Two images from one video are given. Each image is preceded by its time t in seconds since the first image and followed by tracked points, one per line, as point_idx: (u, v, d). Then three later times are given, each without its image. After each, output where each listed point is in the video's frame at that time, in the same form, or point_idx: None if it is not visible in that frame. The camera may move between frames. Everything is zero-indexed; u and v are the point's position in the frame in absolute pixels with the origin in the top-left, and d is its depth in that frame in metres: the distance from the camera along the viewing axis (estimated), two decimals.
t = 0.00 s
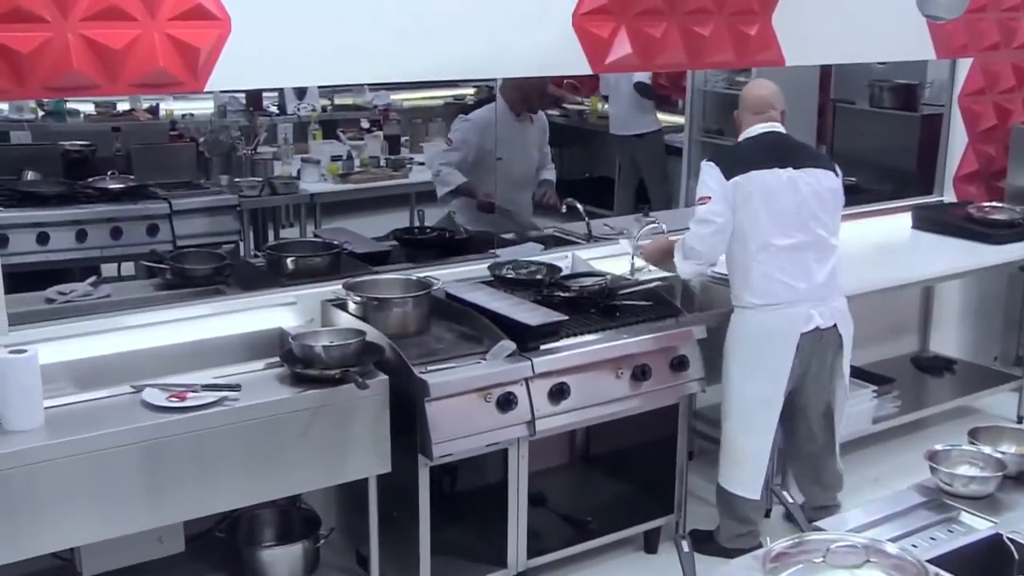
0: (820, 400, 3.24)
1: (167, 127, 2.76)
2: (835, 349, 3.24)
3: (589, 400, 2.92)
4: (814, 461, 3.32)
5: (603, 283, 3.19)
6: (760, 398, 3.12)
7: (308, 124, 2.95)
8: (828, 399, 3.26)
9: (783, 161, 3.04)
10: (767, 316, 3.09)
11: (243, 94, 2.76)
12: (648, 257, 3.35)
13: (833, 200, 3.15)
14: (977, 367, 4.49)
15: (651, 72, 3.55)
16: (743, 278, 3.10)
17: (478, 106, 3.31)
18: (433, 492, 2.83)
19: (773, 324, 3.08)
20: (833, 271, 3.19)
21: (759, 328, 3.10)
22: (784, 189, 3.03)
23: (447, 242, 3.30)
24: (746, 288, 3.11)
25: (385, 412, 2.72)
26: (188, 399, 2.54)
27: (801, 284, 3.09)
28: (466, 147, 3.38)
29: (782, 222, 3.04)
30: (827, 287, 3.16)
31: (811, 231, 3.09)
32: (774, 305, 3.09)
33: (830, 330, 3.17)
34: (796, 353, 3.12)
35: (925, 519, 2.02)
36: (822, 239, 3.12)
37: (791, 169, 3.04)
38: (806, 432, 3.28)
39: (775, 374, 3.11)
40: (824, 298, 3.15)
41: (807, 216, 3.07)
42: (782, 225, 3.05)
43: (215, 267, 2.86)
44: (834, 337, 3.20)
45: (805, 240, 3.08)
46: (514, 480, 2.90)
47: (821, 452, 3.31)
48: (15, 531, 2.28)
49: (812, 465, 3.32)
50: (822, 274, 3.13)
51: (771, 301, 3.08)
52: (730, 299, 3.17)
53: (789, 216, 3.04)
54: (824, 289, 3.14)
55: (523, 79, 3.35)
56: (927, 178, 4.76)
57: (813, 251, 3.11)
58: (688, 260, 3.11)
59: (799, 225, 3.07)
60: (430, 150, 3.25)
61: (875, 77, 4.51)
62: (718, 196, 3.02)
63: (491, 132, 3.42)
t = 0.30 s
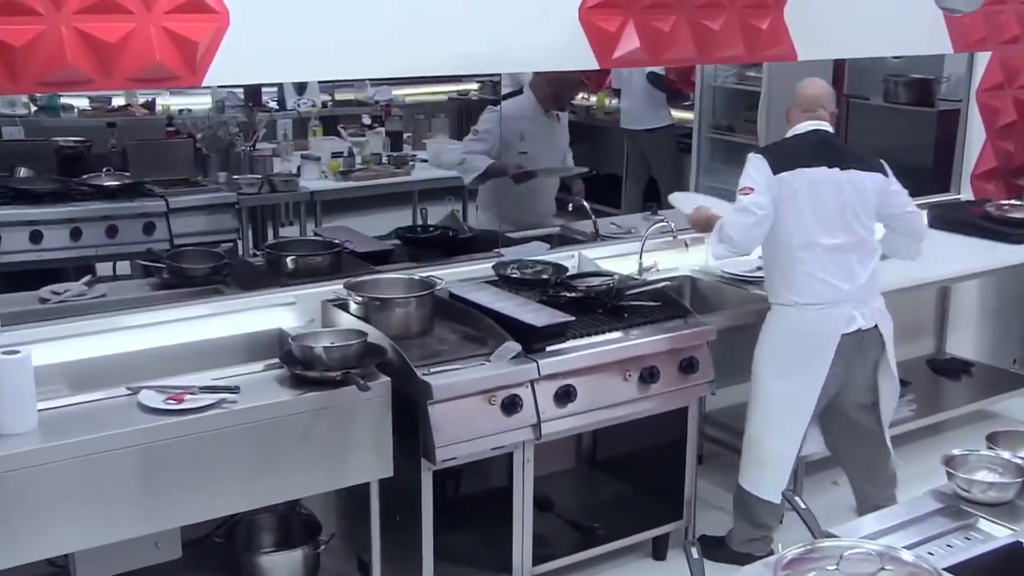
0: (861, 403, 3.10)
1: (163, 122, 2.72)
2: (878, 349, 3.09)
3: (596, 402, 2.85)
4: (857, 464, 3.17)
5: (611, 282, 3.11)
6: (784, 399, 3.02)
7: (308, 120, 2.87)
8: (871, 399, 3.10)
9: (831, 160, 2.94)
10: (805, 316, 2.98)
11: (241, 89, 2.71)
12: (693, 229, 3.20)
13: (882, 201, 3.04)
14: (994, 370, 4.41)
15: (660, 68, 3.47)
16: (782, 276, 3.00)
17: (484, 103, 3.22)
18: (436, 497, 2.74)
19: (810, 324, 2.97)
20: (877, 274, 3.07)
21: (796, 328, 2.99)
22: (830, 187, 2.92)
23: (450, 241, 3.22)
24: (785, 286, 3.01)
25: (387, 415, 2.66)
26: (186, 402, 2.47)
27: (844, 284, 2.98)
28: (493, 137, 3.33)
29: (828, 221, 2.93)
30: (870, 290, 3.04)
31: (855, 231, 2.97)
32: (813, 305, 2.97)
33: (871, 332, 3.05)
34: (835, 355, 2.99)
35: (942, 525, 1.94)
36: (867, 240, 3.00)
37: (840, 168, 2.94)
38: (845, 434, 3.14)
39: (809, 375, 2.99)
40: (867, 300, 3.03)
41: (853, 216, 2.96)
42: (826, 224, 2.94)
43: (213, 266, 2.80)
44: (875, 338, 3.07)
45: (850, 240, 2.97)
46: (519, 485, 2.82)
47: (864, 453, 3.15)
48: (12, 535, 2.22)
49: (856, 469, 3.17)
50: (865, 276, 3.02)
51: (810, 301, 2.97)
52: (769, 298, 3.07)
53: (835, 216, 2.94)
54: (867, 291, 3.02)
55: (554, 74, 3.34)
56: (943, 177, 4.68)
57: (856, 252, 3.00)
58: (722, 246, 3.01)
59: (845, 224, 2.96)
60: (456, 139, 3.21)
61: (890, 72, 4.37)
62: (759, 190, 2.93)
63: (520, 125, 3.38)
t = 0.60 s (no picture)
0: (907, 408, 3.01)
1: (155, 119, 2.63)
2: (930, 352, 2.99)
3: (600, 405, 2.78)
4: (881, 476, 3.10)
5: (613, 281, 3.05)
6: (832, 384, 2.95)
7: (304, 116, 2.82)
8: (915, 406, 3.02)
9: (887, 152, 2.90)
10: (851, 305, 2.93)
11: (235, 83, 2.63)
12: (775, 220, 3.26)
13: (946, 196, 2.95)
14: (1008, 372, 4.32)
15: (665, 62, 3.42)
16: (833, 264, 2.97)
17: (484, 99, 3.09)
18: (435, 502, 2.68)
19: (855, 312, 2.92)
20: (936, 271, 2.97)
21: (842, 316, 2.94)
22: (884, 175, 2.88)
23: (449, 240, 3.15)
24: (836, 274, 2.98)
25: (386, 418, 2.59)
26: (178, 405, 2.40)
27: (896, 273, 2.90)
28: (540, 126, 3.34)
29: (883, 208, 2.88)
30: (926, 283, 2.94)
31: (911, 223, 2.90)
32: (861, 293, 2.92)
33: (921, 326, 2.95)
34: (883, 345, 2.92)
35: (955, 534, 1.87)
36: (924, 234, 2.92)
37: (898, 158, 2.89)
38: (881, 439, 3.05)
39: (854, 365, 2.93)
40: (921, 293, 2.94)
41: (908, 207, 2.89)
42: (878, 213, 2.89)
43: (206, 265, 2.74)
44: (926, 335, 2.97)
45: (906, 229, 2.90)
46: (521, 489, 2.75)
47: (892, 467, 3.07)
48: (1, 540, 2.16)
49: (881, 484, 3.09)
50: (921, 269, 2.93)
51: (858, 290, 2.92)
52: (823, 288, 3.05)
53: (891, 203, 2.88)
54: (921, 283, 2.93)
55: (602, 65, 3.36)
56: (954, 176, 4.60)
57: (913, 244, 2.92)
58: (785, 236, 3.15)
59: (901, 213, 2.89)
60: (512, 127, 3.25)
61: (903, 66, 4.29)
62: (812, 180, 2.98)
63: (579, 118, 3.44)
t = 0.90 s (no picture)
0: (935, 419, 2.95)
1: (146, 114, 2.57)
2: (947, 347, 2.92)
3: (604, 407, 2.71)
4: (900, 476, 3.04)
5: (616, 282, 2.98)
6: (862, 376, 2.93)
7: (299, 112, 2.75)
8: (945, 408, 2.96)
9: (908, 140, 2.89)
10: (870, 292, 2.92)
11: (229, 78, 2.62)
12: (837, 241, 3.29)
13: (977, 184, 2.88)
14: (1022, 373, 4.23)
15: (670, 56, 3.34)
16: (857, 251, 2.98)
17: (484, 95, 3.05)
18: (435, 508, 2.62)
19: (875, 299, 2.90)
20: (965, 261, 2.90)
21: (858, 299, 2.94)
22: (903, 162, 2.88)
23: (449, 239, 3.09)
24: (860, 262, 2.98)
25: (385, 421, 2.52)
26: (171, 407, 2.34)
27: (915, 260, 2.88)
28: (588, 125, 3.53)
29: (902, 192, 2.87)
30: (951, 272, 2.89)
31: (933, 210, 2.86)
32: (880, 279, 2.90)
33: (937, 316, 2.88)
34: (895, 329, 2.89)
35: (970, 541, 1.80)
36: (948, 220, 2.87)
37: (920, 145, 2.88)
38: (903, 437, 3.01)
39: (875, 352, 2.91)
40: (940, 282, 2.88)
41: (930, 193, 2.86)
42: (898, 200, 2.88)
43: (200, 265, 2.69)
44: (943, 327, 2.89)
45: (926, 215, 2.86)
46: (522, 494, 2.68)
47: (913, 471, 3.01)
48: None
49: (897, 484, 3.05)
50: (946, 258, 2.87)
51: (878, 276, 2.91)
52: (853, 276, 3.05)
53: (912, 188, 2.86)
54: (940, 272, 2.87)
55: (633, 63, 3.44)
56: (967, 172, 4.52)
57: (937, 232, 2.88)
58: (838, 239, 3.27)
59: (922, 198, 2.86)
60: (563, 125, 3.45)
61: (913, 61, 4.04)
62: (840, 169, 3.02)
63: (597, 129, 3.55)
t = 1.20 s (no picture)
0: (953, 423, 2.89)
1: (138, 109, 2.68)
2: (961, 342, 2.84)
3: (607, 410, 2.64)
4: (913, 477, 2.99)
5: (620, 282, 2.90)
6: (877, 371, 2.85)
7: (294, 107, 2.79)
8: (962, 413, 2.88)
9: (924, 133, 2.83)
10: (886, 285, 2.85)
11: (222, 73, 2.63)
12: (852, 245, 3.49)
13: (996, 176, 2.81)
14: None
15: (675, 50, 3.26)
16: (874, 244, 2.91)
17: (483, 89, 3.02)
18: (434, 514, 2.54)
19: (890, 292, 2.83)
20: (983, 255, 2.83)
21: (874, 291, 2.87)
22: (920, 153, 2.82)
23: (448, 238, 3.00)
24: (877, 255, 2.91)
25: (382, 424, 2.46)
26: (163, 411, 2.27)
27: (931, 253, 2.81)
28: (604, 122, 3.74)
29: (919, 184, 2.81)
30: (969, 266, 2.81)
31: (951, 202, 2.80)
32: (895, 272, 2.84)
33: (954, 310, 2.81)
34: (910, 324, 2.82)
35: (985, 551, 1.72)
36: (967, 212, 2.80)
37: (938, 137, 2.82)
38: (916, 438, 2.95)
39: (890, 346, 2.83)
40: (957, 277, 2.82)
41: (948, 185, 2.79)
42: (914, 192, 2.82)
43: (192, 265, 2.61)
44: (960, 321, 2.82)
45: (944, 206, 2.79)
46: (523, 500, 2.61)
47: (926, 474, 2.96)
48: None
49: (908, 486, 3.00)
50: (965, 251, 2.80)
51: (893, 268, 2.84)
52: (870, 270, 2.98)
53: (930, 180, 2.80)
54: (957, 265, 2.81)
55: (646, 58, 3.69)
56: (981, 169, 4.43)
57: (955, 224, 2.81)
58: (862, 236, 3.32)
59: (940, 189, 2.80)
60: (578, 120, 3.72)
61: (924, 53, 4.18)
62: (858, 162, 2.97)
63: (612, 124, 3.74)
